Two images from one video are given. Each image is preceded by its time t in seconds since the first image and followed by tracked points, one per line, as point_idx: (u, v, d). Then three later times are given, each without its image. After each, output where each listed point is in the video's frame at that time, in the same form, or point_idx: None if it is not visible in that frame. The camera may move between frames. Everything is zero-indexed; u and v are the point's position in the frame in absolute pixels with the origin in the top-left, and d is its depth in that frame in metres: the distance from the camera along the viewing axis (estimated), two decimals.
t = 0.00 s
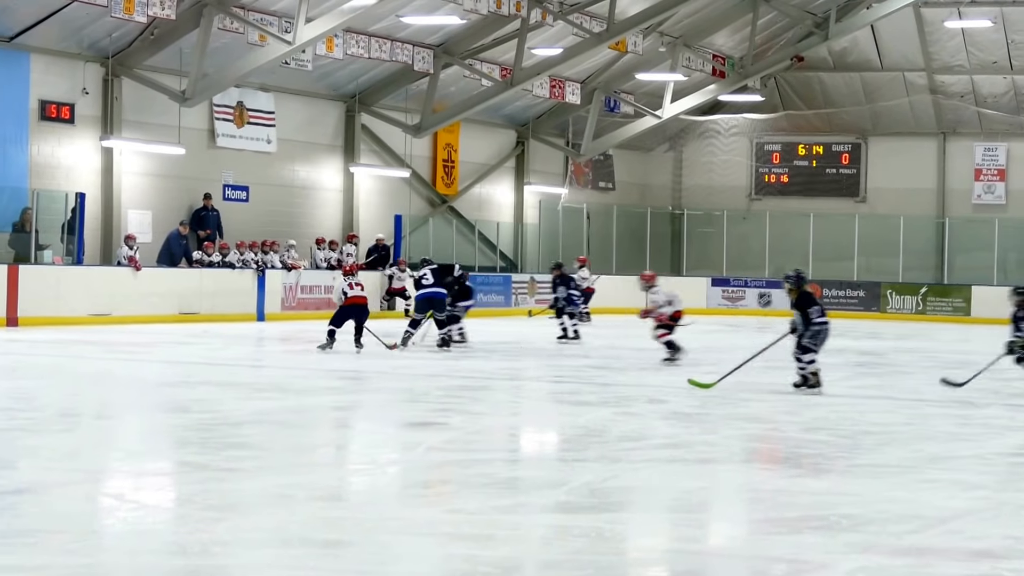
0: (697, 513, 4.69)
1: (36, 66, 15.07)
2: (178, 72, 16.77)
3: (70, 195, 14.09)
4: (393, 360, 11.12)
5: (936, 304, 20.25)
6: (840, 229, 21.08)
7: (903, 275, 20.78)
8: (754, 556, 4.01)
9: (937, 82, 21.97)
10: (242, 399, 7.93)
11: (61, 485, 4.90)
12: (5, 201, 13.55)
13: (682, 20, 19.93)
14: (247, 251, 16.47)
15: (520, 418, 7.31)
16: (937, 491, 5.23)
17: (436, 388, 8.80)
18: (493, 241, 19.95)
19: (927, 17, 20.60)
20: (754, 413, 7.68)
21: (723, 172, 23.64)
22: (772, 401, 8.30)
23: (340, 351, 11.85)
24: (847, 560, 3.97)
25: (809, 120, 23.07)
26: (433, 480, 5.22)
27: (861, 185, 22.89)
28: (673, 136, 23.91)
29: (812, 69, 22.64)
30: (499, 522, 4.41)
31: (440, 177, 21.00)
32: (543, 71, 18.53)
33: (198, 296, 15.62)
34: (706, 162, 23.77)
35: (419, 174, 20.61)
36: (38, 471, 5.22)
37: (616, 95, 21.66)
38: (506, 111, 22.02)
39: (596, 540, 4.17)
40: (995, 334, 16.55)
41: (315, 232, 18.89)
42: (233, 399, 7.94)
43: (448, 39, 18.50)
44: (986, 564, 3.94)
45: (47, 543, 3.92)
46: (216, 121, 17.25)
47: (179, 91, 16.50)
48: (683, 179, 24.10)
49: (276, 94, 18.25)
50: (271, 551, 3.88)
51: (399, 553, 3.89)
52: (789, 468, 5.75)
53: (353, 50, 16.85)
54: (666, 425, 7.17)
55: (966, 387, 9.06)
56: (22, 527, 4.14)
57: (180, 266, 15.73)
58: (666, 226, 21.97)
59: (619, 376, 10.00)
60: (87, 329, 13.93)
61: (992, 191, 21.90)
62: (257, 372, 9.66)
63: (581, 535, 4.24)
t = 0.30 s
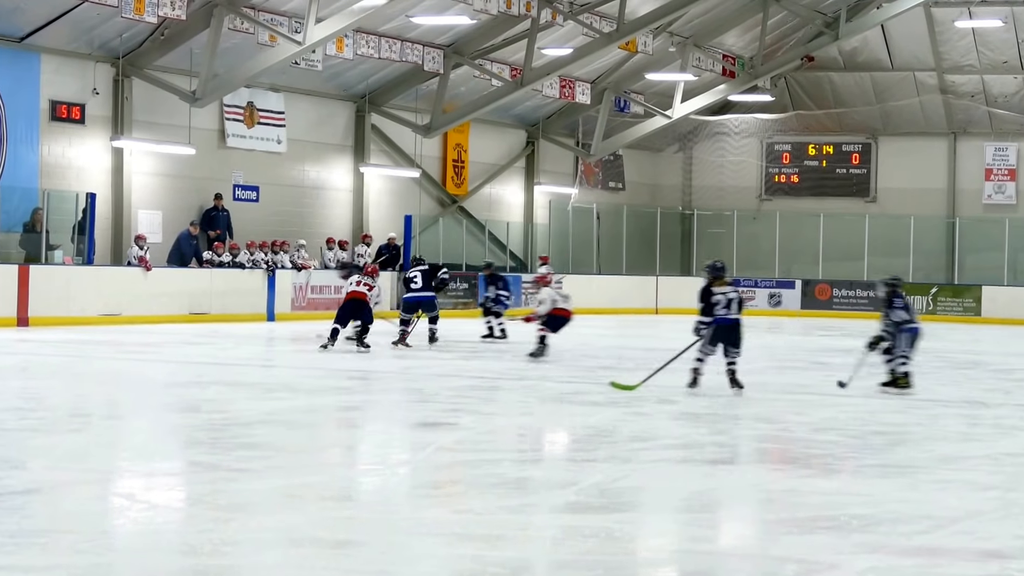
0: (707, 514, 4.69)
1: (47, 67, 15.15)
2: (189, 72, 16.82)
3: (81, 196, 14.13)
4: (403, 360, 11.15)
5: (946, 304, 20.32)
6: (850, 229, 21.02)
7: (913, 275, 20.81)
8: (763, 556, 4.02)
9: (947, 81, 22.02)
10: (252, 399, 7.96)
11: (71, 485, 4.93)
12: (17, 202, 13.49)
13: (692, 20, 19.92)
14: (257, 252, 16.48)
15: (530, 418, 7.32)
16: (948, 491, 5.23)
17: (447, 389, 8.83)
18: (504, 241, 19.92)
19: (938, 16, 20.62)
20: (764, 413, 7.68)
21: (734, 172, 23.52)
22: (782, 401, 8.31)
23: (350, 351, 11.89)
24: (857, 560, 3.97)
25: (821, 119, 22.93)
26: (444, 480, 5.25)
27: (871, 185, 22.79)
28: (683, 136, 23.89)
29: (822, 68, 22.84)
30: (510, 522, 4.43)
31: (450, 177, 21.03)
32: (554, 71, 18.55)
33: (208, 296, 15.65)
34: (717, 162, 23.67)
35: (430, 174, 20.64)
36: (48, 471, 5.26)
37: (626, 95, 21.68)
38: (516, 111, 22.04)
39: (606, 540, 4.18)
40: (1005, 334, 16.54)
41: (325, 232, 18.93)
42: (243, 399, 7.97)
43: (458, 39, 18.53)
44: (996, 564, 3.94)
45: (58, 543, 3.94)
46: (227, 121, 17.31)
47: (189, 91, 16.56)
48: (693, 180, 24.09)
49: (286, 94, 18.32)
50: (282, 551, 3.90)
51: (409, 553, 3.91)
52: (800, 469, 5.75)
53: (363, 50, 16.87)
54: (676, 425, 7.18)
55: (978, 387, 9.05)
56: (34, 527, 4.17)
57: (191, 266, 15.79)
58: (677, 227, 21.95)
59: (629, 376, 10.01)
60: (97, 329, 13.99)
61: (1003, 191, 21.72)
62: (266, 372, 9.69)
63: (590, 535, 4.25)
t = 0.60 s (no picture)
0: (715, 514, 4.70)
1: (56, 67, 15.20)
2: (197, 72, 16.86)
3: (89, 195, 14.18)
4: (411, 359, 11.17)
5: (956, 304, 20.32)
6: (859, 228, 20.99)
7: (922, 275, 20.80)
8: (771, 556, 4.02)
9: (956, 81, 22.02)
10: (260, 399, 7.98)
11: (80, 485, 4.95)
12: (26, 201, 13.49)
13: (701, 20, 19.91)
14: (266, 252, 16.52)
15: (538, 418, 7.33)
16: (956, 491, 5.23)
17: (455, 389, 8.85)
18: (512, 241, 19.90)
19: (947, 16, 20.62)
20: (772, 414, 7.68)
21: (742, 171, 23.48)
22: (790, 401, 8.30)
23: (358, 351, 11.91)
24: (866, 560, 3.97)
25: (829, 119, 22.99)
26: (452, 480, 5.26)
27: (880, 185, 22.76)
28: (691, 136, 23.80)
29: (831, 68, 22.78)
30: (517, 522, 4.44)
31: (458, 177, 21.06)
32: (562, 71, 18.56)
33: (216, 296, 15.67)
34: (724, 162, 23.65)
35: (438, 174, 20.67)
36: (57, 471, 5.28)
37: (634, 95, 21.66)
38: (525, 111, 22.05)
39: (614, 540, 4.19)
40: (1014, 334, 16.51)
41: (334, 232, 18.97)
42: (251, 399, 8.00)
43: (467, 39, 18.54)
44: (1005, 564, 3.94)
45: (67, 543, 3.96)
46: (235, 121, 17.35)
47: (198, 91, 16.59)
48: (702, 179, 23.98)
49: (295, 94, 18.36)
50: (289, 551, 3.91)
51: (419, 553, 3.92)
52: (808, 469, 5.75)
53: (371, 50, 16.88)
54: (683, 425, 7.18)
55: (987, 387, 9.04)
56: (43, 527, 4.19)
57: (199, 266, 15.83)
58: (685, 227, 21.93)
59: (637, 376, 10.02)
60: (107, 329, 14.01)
61: (1012, 191, 21.68)
62: (273, 372, 9.71)
63: (598, 536, 4.26)
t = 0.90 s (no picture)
0: (722, 514, 4.70)
1: (63, 67, 15.24)
2: (204, 72, 16.90)
3: (96, 195, 14.10)
4: (418, 360, 11.18)
5: (963, 304, 20.27)
6: (866, 228, 20.97)
7: (929, 274, 20.77)
8: (778, 556, 4.02)
9: (963, 81, 21.94)
10: (268, 399, 7.99)
11: (87, 485, 4.97)
12: (33, 201, 13.54)
13: (708, 19, 19.90)
14: (272, 252, 16.57)
15: (544, 418, 7.33)
16: (962, 491, 5.23)
17: (462, 388, 8.85)
18: (518, 241, 19.90)
19: (954, 15, 20.57)
20: (778, 414, 7.67)
21: (749, 172, 23.49)
22: (797, 401, 8.29)
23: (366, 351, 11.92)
24: (874, 561, 3.97)
25: (835, 118, 23.07)
26: (458, 480, 5.26)
27: (887, 184, 22.77)
28: (698, 136, 23.81)
29: (838, 68, 22.77)
30: (524, 522, 4.44)
31: (465, 177, 21.06)
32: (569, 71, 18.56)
33: (222, 297, 15.70)
34: (731, 162, 23.64)
35: (444, 174, 20.68)
36: (64, 472, 5.29)
37: (641, 95, 21.63)
38: (531, 111, 22.06)
39: (621, 540, 4.19)
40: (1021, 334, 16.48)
41: (341, 232, 18.98)
42: (258, 399, 8.01)
43: (473, 39, 18.56)
44: (1013, 565, 3.93)
45: (75, 543, 3.97)
46: (242, 121, 17.39)
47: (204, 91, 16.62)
48: (708, 178, 24.01)
49: (302, 94, 18.38)
50: (296, 551, 3.92)
51: (426, 553, 3.93)
52: (815, 469, 5.75)
53: (378, 50, 16.90)
54: (689, 425, 7.18)
55: (993, 387, 9.03)
56: (49, 527, 4.20)
57: (206, 267, 15.84)
58: (692, 227, 21.89)
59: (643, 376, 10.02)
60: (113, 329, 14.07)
61: (1019, 190, 21.66)
62: (280, 372, 9.73)
63: (604, 536, 4.25)
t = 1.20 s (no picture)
0: (726, 514, 4.70)
1: (68, 67, 15.27)
2: (209, 72, 16.93)
3: (101, 196, 14.22)
4: (423, 359, 11.20)
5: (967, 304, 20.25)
6: (871, 228, 20.98)
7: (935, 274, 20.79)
8: (782, 556, 4.03)
9: (969, 81, 21.88)
10: (272, 399, 8.01)
11: (92, 485, 4.99)
12: (39, 201, 13.59)
13: (713, 19, 19.90)
14: (277, 252, 16.56)
15: (548, 419, 7.33)
16: (967, 492, 5.23)
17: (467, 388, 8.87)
18: (523, 241, 19.89)
19: (960, 16, 20.54)
20: (783, 414, 7.67)
21: (753, 172, 23.59)
22: (802, 401, 8.29)
23: (371, 352, 11.94)
24: (878, 561, 3.97)
25: (840, 118, 22.92)
26: (463, 480, 5.27)
27: (892, 185, 22.78)
28: (703, 137, 23.86)
29: (844, 67, 22.65)
30: (529, 522, 4.45)
31: (470, 177, 21.08)
32: (573, 71, 18.57)
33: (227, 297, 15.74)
34: (736, 161, 23.69)
35: (449, 174, 20.69)
36: (69, 471, 5.31)
37: (646, 95, 21.64)
38: (536, 111, 22.06)
39: (625, 540, 4.20)
40: None
41: (346, 232, 19.00)
42: (263, 399, 8.03)
43: (478, 39, 18.58)
44: (1017, 565, 3.94)
45: (79, 543, 3.99)
46: (248, 121, 17.42)
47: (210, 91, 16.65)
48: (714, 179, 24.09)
49: (307, 94, 18.41)
50: (300, 551, 3.93)
51: (432, 552, 3.94)
52: (820, 469, 5.74)
53: (383, 50, 16.93)
54: (694, 425, 7.18)
55: (998, 386, 9.03)
56: (54, 527, 4.22)
57: (211, 266, 15.88)
58: (696, 227, 21.93)
59: (648, 376, 10.02)
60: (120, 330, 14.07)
61: None
62: (287, 372, 9.75)
63: (609, 536, 4.26)
